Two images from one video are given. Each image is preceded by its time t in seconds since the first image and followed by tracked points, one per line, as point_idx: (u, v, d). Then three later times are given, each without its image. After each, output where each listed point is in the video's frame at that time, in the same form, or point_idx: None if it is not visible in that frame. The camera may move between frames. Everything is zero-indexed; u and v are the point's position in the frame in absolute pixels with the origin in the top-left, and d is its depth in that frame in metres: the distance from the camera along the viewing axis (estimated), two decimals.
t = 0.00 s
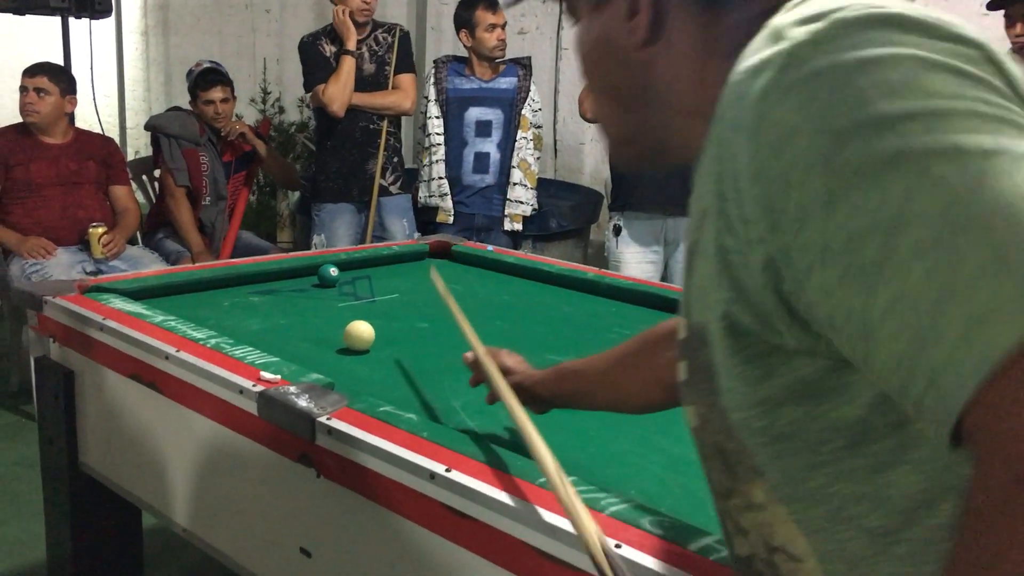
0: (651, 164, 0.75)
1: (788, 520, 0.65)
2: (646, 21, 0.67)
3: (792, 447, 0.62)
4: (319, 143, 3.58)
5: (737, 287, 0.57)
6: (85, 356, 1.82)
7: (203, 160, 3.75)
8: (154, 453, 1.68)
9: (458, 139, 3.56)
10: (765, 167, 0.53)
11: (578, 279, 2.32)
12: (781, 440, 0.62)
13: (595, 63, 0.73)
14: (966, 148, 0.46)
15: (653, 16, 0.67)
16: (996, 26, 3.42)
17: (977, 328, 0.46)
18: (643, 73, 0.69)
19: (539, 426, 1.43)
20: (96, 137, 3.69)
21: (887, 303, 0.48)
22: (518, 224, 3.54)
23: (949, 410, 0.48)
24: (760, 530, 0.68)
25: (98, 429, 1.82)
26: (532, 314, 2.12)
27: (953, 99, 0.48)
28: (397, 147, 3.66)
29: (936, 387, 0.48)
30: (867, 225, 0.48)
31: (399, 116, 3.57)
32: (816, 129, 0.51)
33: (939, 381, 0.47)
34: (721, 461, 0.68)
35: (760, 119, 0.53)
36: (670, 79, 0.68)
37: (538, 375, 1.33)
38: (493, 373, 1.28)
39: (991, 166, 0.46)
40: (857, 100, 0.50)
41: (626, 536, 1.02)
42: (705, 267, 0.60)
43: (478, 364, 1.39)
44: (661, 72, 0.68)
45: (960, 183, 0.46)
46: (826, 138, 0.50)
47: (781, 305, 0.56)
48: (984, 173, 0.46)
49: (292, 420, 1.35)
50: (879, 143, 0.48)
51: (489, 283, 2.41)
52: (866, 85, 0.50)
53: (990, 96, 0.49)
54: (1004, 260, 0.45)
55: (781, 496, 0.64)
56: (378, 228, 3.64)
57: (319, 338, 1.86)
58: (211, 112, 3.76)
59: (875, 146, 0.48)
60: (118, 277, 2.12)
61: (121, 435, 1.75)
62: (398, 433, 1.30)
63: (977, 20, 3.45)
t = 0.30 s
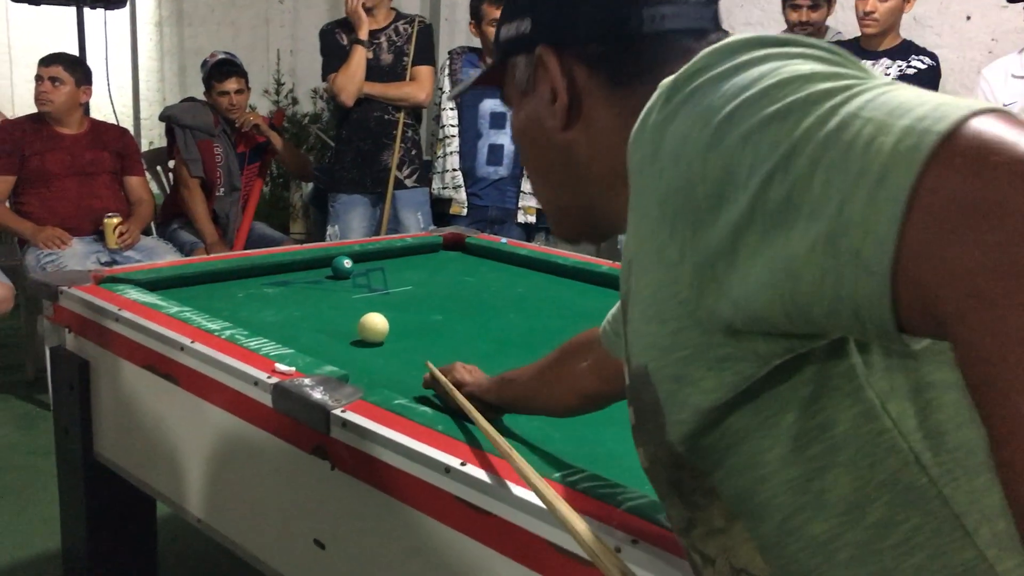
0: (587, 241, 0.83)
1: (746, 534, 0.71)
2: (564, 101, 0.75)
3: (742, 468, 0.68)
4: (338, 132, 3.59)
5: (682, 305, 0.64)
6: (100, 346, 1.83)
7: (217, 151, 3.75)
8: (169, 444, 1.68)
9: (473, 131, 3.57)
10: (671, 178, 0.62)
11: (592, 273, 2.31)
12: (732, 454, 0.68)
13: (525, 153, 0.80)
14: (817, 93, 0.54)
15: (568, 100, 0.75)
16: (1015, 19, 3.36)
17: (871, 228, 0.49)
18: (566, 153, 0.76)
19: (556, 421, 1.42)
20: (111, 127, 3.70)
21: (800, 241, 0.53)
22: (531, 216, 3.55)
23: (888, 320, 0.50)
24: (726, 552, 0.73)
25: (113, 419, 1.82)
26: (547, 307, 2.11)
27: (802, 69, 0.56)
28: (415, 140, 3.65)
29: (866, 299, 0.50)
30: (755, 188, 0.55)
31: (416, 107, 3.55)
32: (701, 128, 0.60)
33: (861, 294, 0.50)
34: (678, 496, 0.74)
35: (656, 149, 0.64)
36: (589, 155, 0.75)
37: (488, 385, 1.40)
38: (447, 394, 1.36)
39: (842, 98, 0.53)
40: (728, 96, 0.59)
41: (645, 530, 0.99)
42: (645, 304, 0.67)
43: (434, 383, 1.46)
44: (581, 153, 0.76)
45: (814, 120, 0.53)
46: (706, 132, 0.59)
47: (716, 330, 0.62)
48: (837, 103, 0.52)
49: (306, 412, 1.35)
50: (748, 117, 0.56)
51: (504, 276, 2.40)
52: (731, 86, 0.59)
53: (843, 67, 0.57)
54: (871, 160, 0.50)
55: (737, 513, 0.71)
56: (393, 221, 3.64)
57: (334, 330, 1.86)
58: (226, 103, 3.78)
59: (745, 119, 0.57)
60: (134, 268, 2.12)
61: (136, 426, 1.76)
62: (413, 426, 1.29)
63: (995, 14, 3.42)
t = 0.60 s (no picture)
0: (574, 272, 0.89)
1: (732, 544, 0.72)
2: (546, 139, 0.80)
3: (721, 475, 0.70)
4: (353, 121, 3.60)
5: (648, 323, 0.66)
6: (112, 336, 1.83)
7: (229, 141, 3.75)
8: (180, 434, 1.69)
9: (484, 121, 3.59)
10: (630, 210, 0.63)
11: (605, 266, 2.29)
12: (713, 461, 0.70)
13: (515, 188, 0.86)
14: (755, 130, 0.56)
15: (548, 138, 0.80)
16: None
17: (806, 261, 0.51)
18: (549, 189, 0.81)
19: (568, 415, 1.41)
20: (123, 117, 3.70)
21: (746, 276, 0.55)
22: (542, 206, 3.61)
23: (827, 342, 0.52)
24: (719, 563, 0.75)
25: (124, 409, 1.83)
26: (558, 298, 2.10)
27: (742, 106, 0.58)
28: (430, 132, 3.62)
29: (809, 330, 0.52)
30: (704, 221, 0.57)
31: (428, 98, 3.52)
32: (655, 164, 0.61)
33: (802, 323, 0.52)
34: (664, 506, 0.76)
35: (614, 184, 0.65)
36: (570, 191, 0.80)
37: (485, 374, 1.43)
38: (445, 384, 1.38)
39: (778, 136, 0.55)
40: (677, 133, 0.60)
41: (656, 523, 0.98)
42: (614, 319, 0.69)
43: (429, 372, 1.50)
44: (562, 188, 0.80)
45: (754, 158, 0.55)
46: (658, 171, 0.60)
47: (679, 343, 0.65)
48: (773, 141, 0.54)
49: (316, 402, 1.35)
50: (693, 154, 0.58)
51: (514, 267, 2.40)
52: (679, 123, 0.61)
53: (783, 100, 0.58)
54: (803, 198, 0.52)
55: (722, 524, 0.72)
56: (405, 214, 3.63)
57: (345, 320, 1.86)
58: (237, 94, 3.78)
59: (692, 156, 0.58)
60: (146, 258, 2.13)
61: (147, 416, 1.76)
62: (424, 417, 1.29)
63: (1010, 4, 3.38)
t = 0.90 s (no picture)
0: (574, 273, 0.89)
1: (727, 535, 0.71)
2: (547, 139, 0.79)
3: (713, 466, 0.69)
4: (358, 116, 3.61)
5: (642, 316, 0.66)
6: (117, 329, 1.84)
7: (235, 135, 3.76)
8: (185, 427, 1.69)
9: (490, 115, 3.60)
10: (620, 207, 0.63)
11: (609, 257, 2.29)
12: (706, 452, 0.69)
13: (516, 189, 0.85)
14: (739, 128, 0.56)
15: (549, 138, 0.79)
16: None
17: (786, 257, 0.51)
18: (549, 189, 0.81)
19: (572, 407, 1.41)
20: (130, 111, 3.71)
21: (732, 270, 0.55)
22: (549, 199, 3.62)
23: (804, 331, 0.52)
24: (716, 554, 0.73)
25: (130, 401, 1.83)
26: (562, 291, 2.10)
27: (729, 104, 0.58)
28: (434, 123, 3.64)
29: (789, 323, 0.53)
30: (691, 219, 0.57)
31: (432, 90, 3.51)
32: (643, 162, 0.61)
33: (782, 315, 0.53)
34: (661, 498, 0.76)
35: (604, 180, 0.65)
36: (571, 191, 0.79)
37: (490, 369, 1.44)
38: (449, 376, 1.37)
39: (763, 135, 0.55)
40: (665, 131, 0.60)
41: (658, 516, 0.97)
42: (609, 313, 0.69)
43: (433, 365, 1.50)
44: (563, 187, 0.80)
45: (738, 156, 0.55)
46: (647, 168, 0.60)
47: (670, 335, 0.65)
48: (757, 140, 0.54)
49: (321, 395, 1.35)
50: (680, 152, 0.58)
51: (519, 260, 2.40)
52: (668, 121, 0.61)
53: (769, 99, 0.58)
54: (785, 195, 0.52)
55: (717, 515, 0.71)
56: (409, 207, 3.63)
57: (350, 314, 1.86)
58: (243, 87, 3.78)
59: (679, 154, 0.58)
60: (152, 251, 2.13)
61: (153, 409, 1.77)
62: (429, 410, 1.28)
63: None
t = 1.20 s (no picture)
0: (574, 266, 0.88)
1: (722, 526, 0.71)
2: (548, 131, 0.80)
3: (710, 455, 0.69)
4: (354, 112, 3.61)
5: (640, 306, 0.66)
6: (118, 324, 1.84)
7: (236, 131, 3.76)
8: (186, 422, 1.69)
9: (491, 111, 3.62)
10: (619, 197, 0.63)
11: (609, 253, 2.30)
12: (703, 440, 0.69)
13: (517, 183, 0.86)
14: (736, 121, 0.56)
15: (551, 130, 0.79)
16: None
17: (780, 246, 0.52)
18: (550, 180, 0.81)
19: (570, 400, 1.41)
20: (131, 106, 3.72)
21: (728, 260, 0.55)
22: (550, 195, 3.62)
23: (798, 318, 0.53)
24: (710, 546, 0.73)
25: (132, 396, 1.84)
26: (563, 287, 2.10)
27: (727, 96, 0.58)
28: (431, 120, 3.65)
29: (784, 311, 0.53)
30: (688, 209, 0.57)
31: (430, 86, 3.53)
32: (641, 153, 0.61)
33: (776, 302, 0.53)
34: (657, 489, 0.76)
35: (603, 170, 0.65)
36: (572, 183, 0.79)
37: (490, 364, 1.44)
38: (449, 371, 1.38)
39: (760, 126, 0.55)
40: (664, 122, 0.60)
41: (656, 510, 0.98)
42: (607, 303, 0.69)
43: (433, 360, 1.51)
44: (564, 180, 0.80)
45: (734, 148, 0.55)
46: (645, 159, 0.61)
47: (667, 325, 0.65)
48: (754, 131, 0.54)
49: (322, 389, 1.35)
50: (677, 144, 0.58)
51: (520, 255, 2.40)
52: (667, 112, 0.61)
53: (768, 90, 0.58)
54: (781, 185, 0.52)
55: (712, 506, 0.71)
56: (408, 203, 3.64)
57: (351, 309, 1.86)
58: (244, 83, 3.79)
59: (676, 145, 0.58)
60: (153, 247, 2.13)
61: (153, 404, 1.77)
62: (429, 405, 1.29)
63: None
